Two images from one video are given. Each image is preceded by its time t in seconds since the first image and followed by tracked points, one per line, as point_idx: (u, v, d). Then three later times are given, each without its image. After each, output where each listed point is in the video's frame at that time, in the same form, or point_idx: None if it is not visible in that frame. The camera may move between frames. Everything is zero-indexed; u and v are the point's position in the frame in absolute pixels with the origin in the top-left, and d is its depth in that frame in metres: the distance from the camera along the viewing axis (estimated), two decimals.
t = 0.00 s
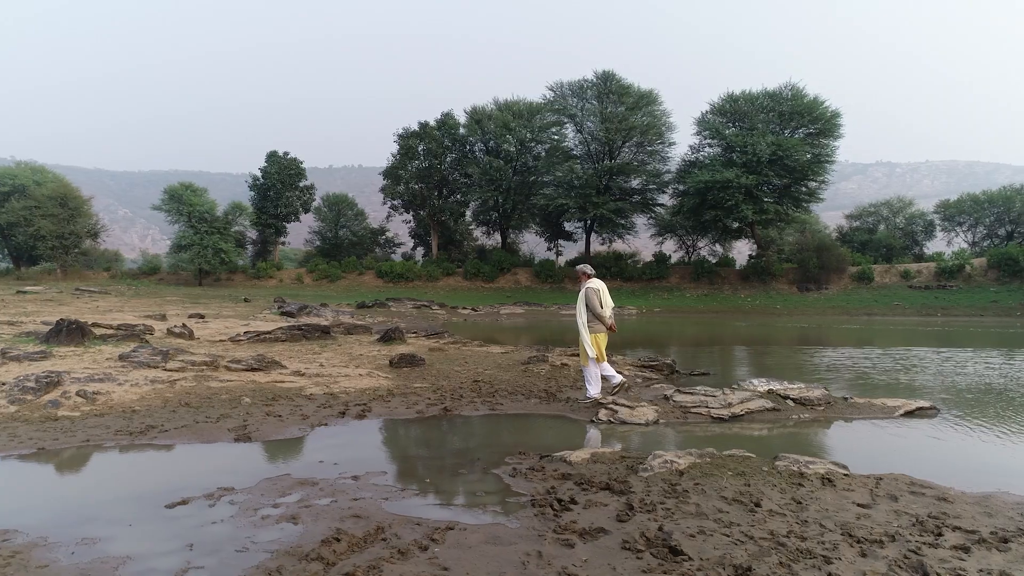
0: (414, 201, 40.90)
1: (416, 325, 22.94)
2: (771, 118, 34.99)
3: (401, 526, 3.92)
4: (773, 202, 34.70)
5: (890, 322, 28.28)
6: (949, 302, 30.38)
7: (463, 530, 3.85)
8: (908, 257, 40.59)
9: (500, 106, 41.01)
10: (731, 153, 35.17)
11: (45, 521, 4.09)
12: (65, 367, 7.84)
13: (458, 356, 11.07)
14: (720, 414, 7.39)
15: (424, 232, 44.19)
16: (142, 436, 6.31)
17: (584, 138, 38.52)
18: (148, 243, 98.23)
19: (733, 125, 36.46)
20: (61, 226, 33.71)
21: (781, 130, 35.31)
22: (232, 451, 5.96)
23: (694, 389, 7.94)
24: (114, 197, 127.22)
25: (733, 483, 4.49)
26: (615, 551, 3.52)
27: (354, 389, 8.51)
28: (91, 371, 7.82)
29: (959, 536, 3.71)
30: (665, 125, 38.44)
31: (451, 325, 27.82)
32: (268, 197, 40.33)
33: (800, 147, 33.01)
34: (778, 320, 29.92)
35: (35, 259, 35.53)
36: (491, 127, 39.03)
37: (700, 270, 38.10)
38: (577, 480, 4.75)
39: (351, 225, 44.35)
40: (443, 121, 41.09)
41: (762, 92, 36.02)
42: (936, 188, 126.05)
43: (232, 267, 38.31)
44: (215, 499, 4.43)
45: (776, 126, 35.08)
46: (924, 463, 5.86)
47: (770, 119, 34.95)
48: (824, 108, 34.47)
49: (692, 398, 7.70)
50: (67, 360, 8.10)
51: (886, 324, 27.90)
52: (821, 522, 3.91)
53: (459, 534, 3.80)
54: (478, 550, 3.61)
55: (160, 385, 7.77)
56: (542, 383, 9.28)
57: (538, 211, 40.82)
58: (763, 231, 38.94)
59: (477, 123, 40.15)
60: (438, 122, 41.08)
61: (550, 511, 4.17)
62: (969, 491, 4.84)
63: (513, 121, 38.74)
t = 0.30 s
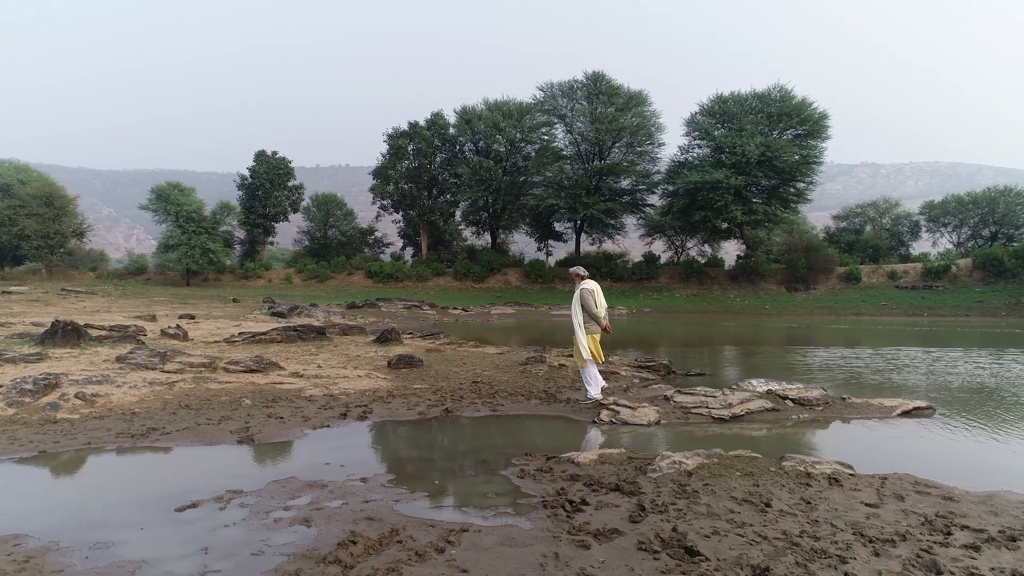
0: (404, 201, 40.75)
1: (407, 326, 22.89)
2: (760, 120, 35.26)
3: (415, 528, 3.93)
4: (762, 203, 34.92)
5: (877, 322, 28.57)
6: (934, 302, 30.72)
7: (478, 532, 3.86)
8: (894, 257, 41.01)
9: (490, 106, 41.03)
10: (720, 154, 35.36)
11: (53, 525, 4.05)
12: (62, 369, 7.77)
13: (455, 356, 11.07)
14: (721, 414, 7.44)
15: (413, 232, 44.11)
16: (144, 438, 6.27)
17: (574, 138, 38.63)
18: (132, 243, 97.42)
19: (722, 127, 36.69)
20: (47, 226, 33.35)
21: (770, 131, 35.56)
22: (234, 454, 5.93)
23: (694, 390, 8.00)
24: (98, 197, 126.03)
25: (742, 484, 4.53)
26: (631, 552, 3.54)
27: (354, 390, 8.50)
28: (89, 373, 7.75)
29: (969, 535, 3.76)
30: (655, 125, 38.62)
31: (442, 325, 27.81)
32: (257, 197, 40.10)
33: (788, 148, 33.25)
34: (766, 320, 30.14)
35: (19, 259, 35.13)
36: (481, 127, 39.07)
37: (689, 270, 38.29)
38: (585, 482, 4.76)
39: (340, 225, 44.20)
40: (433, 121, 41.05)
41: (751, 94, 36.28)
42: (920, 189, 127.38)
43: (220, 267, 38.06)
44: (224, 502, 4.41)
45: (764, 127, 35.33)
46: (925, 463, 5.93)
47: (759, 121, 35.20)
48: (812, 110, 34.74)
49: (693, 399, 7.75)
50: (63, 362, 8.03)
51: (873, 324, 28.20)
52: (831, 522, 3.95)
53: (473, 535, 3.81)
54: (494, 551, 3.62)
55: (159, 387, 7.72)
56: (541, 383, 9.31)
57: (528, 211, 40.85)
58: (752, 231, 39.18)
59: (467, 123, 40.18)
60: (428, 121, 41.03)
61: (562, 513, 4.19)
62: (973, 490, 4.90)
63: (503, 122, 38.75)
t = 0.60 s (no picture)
0: (394, 201, 40.60)
1: (400, 326, 22.83)
2: (749, 121, 35.49)
3: (430, 530, 3.93)
4: (751, 204, 35.14)
5: (865, 322, 28.82)
6: (921, 302, 31.03)
7: (494, 533, 3.87)
8: (880, 257, 41.37)
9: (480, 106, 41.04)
10: (709, 155, 35.53)
11: (64, 529, 4.02)
12: (60, 371, 7.70)
13: (453, 357, 11.06)
14: (722, 414, 7.49)
15: (403, 232, 44.00)
16: (146, 441, 6.22)
17: (564, 138, 38.69)
18: (117, 242, 96.52)
19: (711, 128, 36.90)
20: (31, 225, 32.99)
21: (759, 133, 35.79)
22: (237, 456, 5.89)
23: (694, 391, 8.05)
24: (81, 195, 124.67)
25: (750, 484, 4.57)
26: (647, 553, 3.57)
27: (354, 391, 8.48)
28: (87, 375, 7.68)
29: (977, 534, 3.81)
30: (644, 126, 38.79)
31: (432, 325, 27.77)
32: (245, 197, 39.86)
33: (776, 149, 33.50)
34: (756, 320, 30.33)
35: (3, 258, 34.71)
36: (471, 127, 39.07)
37: (678, 270, 38.48)
38: (595, 483, 4.79)
39: (329, 225, 44.00)
40: (423, 121, 40.98)
41: (739, 95, 36.52)
42: (904, 190, 128.59)
43: (208, 267, 37.77)
44: (235, 505, 4.39)
45: (754, 128, 35.54)
46: (928, 463, 6.00)
47: (748, 122, 35.43)
48: (800, 111, 35.01)
49: (694, 400, 7.80)
50: (60, 364, 7.95)
51: (861, 324, 28.45)
52: (841, 522, 4.00)
53: (489, 537, 3.82)
54: (511, 553, 3.64)
55: (157, 389, 7.66)
56: (540, 384, 9.33)
57: (518, 211, 40.86)
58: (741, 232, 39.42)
59: (456, 123, 40.16)
60: (418, 121, 40.97)
61: (575, 514, 4.21)
62: (975, 489, 4.96)
63: (493, 122, 38.76)
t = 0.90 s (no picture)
0: (384, 201, 40.45)
1: (391, 326, 22.77)
2: (738, 122, 35.69)
3: (445, 533, 3.93)
4: (740, 205, 35.32)
5: (854, 322, 29.04)
6: (908, 303, 31.32)
7: (509, 536, 3.87)
8: (868, 258, 41.72)
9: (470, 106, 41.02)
10: (699, 156, 35.68)
11: (74, 534, 3.98)
12: (57, 373, 7.63)
13: (451, 358, 11.05)
14: (723, 415, 7.53)
15: (393, 232, 43.88)
16: (149, 443, 6.17)
17: (554, 139, 38.74)
18: (102, 242, 95.67)
19: (701, 129, 37.06)
20: (16, 224, 32.62)
21: (748, 134, 35.99)
22: (240, 458, 5.86)
23: (695, 392, 8.09)
24: (66, 195, 123.46)
25: (760, 485, 4.59)
26: (664, 555, 3.58)
27: (354, 393, 8.45)
28: (85, 377, 7.61)
29: (987, 534, 3.86)
30: (635, 127, 38.92)
31: (423, 325, 27.72)
32: (233, 197, 39.61)
33: (766, 150, 33.72)
34: (745, 320, 30.51)
35: None
36: (461, 127, 39.03)
37: (669, 271, 38.65)
38: (605, 484, 4.80)
39: (318, 225, 43.80)
40: (413, 121, 40.91)
41: (729, 96, 36.74)
42: (889, 191, 129.59)
43: (196, 267, 37.50)
44: (245, 508, 4.36)
45: (743, 129, 35.75)
46: (932, 463, 6.05)
47: (737, 123, 35.63)
48: (789, 113, 35.25)
49: (695, 400, 7.83)
50: (57, 366, 7.87)
51: (850, 324, 28.66)
52: (853, 522, 4.03)
53: (505, 539, 3.82)
54: (528, 556, 3.64)
55: (156, 391, 7.60)
56: (540, 386, 9.34)
57: (508, 211, 40.88)
58: (730, 232, 39.62)
59: (447, 123, 40.10)
60: (408, 121, 40.89)
61: (588, 516, 4.21)
62: (980, 489, 5.02)
63: (483, 122, 38.76)
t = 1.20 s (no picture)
0: (373, 201, 40.30)
1: (382, 327, 22.68)
2: (727, 123, 35.90)
3: (459, 536, 3.92)
4: (729, 205, 35.48)
5: (842, 322, 29.28)
6: (895, 303, 31.61)
7: (524, 538, 3.88)
8: (855, 258, 42.04)
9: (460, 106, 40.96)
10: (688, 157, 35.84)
11: (85, 538, 3.95)
12: (54, 375, 7.54)
13: (448, 359, 11.02)
14: (724, 416, 7.56)
15: (382, 232, 43.76)
16: (150, 447, 6.12)
17: (544, 139, 38.77)
18: (86, 241, 94.81)
19: (690, 130, 37.23)
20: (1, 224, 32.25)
21: (737, 135, 36.20)
22: (243, 461, 5.82)
23: (695, 393, 8.12)
24: (49, 194, 122.22)
25: (769, 486, 4.62)
26: (681, 557, 3.59)
27: (353, 395, 8.41)
28: (82, 379, 7.53)
29: (998, 534, 3.90)
30: (625, 127, 39.02)
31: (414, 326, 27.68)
32: (221, 196, 39.35)
33: (755, 151, 33.93)
34: (735, 320, 30.67)
35: None
36: (451, 127, 39.00)
37: (658, 271, 38.80)
38: (614, 486, 4.81)
39: (307, 225, 43.60)
40: (402, 120, 40.78)
41: (718, 98, 36.93)
42: (874, 193, 130.78)
43: (184, 267, 37.21)
44: (255, 512, 4.34)
45: (732, 131, 35.96)
46: (933, 463, 6.12)
47: (726, 124, 35.84)
48: (778, 114, 35.47)
49: (695, 401, 7.88)
50: (53, 368, 7.78)
51: (839, 324, 28.86)
52: (863, 523, 4.07)
53: (520, 542, 3.83)
54: (545, 558, 3.64)
55: (155, 394, 7.53)
56: (538, 387, 9.34)
57: (498, 211, 40.87)
58: (719, 232, 39.80)
59: (436, 123, 40.04)
60: (398, 121, 40.80)
61: (601, 518, 4.22)
62: (984, 489, 5.06)
63: (473, 122, 38.75)
